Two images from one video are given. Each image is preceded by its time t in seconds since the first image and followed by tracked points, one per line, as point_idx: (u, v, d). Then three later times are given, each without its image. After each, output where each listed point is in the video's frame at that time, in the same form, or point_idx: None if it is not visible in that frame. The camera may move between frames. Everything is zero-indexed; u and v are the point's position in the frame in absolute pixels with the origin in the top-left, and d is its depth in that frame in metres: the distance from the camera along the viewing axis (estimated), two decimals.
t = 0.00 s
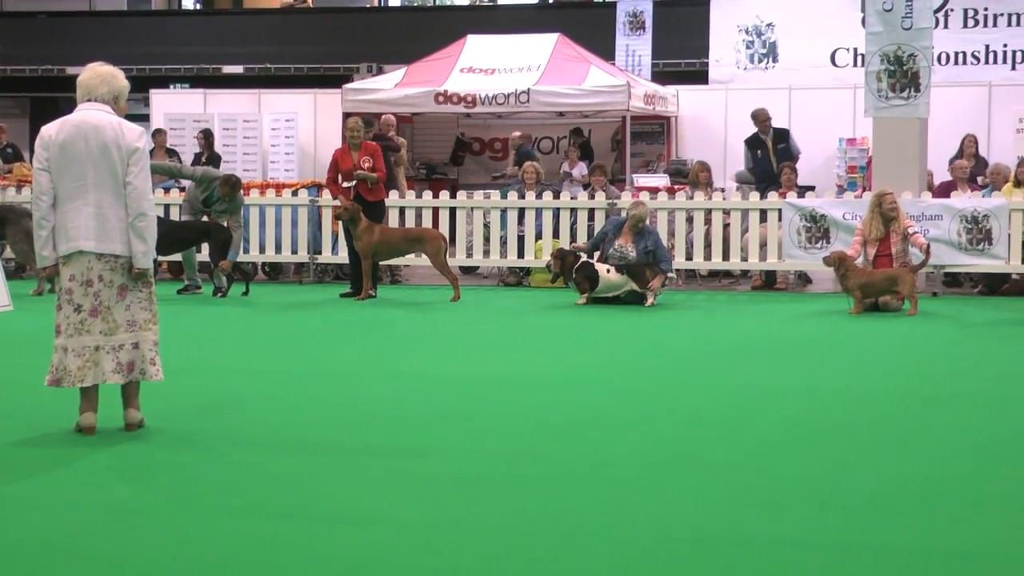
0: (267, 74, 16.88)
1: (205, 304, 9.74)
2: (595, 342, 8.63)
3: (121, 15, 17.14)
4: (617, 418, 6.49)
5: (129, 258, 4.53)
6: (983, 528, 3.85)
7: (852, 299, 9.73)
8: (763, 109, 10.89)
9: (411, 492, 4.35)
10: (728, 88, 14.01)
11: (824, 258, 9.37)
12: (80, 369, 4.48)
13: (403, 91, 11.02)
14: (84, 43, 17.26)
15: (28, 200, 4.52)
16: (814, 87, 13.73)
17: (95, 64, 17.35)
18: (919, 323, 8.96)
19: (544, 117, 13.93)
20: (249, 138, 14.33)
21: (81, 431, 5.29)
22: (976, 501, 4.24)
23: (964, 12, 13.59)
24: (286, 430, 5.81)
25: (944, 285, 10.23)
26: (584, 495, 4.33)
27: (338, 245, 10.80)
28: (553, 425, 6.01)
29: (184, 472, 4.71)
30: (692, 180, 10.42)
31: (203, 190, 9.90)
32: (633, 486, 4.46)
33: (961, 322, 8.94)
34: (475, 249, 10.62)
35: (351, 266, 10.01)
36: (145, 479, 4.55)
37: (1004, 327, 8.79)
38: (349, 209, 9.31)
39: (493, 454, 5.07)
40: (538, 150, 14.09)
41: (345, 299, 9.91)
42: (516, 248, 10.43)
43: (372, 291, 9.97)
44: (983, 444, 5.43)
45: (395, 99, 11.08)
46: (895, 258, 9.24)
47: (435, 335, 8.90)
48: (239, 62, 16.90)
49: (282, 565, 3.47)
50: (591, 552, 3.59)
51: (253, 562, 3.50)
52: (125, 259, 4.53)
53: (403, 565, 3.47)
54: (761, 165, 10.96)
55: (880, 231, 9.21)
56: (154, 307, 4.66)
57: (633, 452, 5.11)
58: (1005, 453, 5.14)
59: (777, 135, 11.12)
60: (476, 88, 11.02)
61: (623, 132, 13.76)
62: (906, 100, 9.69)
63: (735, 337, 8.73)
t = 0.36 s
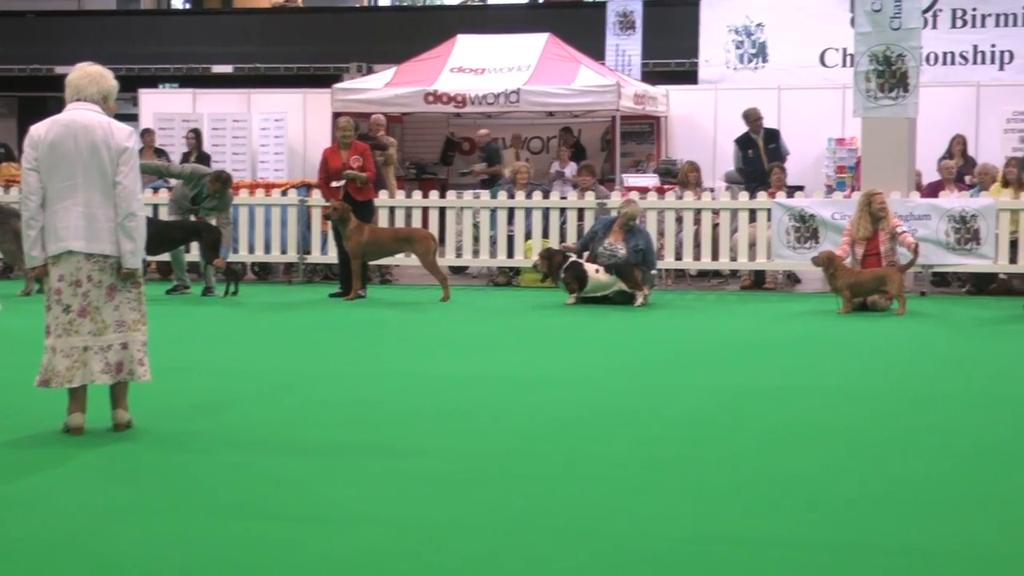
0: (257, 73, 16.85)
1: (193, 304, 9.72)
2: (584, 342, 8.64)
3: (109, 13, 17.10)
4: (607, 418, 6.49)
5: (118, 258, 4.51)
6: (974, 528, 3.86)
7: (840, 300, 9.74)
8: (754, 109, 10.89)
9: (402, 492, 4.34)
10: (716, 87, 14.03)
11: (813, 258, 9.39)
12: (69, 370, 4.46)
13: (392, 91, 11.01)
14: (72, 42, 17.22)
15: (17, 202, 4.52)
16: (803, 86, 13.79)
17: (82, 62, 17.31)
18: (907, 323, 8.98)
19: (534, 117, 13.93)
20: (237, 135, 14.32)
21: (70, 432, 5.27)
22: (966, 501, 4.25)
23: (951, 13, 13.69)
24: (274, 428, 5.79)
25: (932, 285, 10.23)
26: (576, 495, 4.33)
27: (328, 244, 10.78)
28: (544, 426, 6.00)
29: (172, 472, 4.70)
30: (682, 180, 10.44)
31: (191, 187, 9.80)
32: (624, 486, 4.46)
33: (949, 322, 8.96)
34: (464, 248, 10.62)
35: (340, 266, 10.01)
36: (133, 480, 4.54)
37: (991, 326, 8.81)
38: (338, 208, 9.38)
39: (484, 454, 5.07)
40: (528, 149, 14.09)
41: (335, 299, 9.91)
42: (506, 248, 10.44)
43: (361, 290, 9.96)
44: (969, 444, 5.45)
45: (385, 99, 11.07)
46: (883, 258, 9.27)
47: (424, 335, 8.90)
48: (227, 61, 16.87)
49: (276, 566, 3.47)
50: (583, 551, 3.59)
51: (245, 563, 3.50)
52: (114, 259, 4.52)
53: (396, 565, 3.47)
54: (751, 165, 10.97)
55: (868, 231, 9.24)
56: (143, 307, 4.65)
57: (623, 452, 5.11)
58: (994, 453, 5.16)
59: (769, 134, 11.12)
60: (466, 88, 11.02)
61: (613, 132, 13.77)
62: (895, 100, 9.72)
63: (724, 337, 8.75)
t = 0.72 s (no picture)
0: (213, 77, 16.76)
1: (145, 310, 9.65)
2: (537, 346, 8.65)
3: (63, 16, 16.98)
4: (556, 422, 6.51)
5: (68, 263, 4.48)
6: (924, 528, 3.90)
7: (791, 304, 9.80)
8: (704, 115, 10.92)
9: (349, 497, 4.33)
10: (670, 93, 14.06)
11: (765, 263, 9.44)
12: (19, 377, 4.42)
13: (346, 96, 11.00)
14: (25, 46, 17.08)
15: None
16: (755, 92, 13.87)
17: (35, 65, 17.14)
18: (859, 327, 9.04)
19: (488, 122, 13.93)
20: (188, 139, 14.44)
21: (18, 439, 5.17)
22: (915, 501, 4.29)
23: (901, 19, 13.81)
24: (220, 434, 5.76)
25: (882, 290, 10.24)
26: (529, 499, 4.33)
27: (280, 250, 10.75)
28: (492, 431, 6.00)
29: (117, 479, 4.66)
30: (636, 186, 10.48)
31: (142, 194, 9.73)
32: (577, 490, 4.47)
33: (900, 326, 9.03)
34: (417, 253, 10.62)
35: (292, 270, 9.99)
36: (78, 488, 4.50)
37: (940, 330, 8.89)
38: (290, 214, 9.33)
39: (432, 458, 5.06)
40: (481, 155, 14.07)
41: (287, 304, 9.88)
42: (460, 253, 10.46)
43: (314, 296, 9.95)
44: (910, 446, 5.51)
45: (338, 104, 11.06)
46: (834, 262, 9.33)
47: (378, 340, 8.88)
48: (179, 66, 16.78)
49: (227, 572, 3.45)
50: (531, 555, 3.60)
51: (202, 568, 3.48)
52: (65, 263, 4.49)
53: (352, 569, 3.46)
54: (702, 171, 11.01)
55: (820, 235, 9.28)
56: (94, 313, 4.62)
57: (573, 457, 5.11)
58: (937, 454, 5.22)
59: (720, 138, 11.17)
60: (420, 93, 11.01)
61: (566, 137, 13.77)
62: (845, 106, 9.77)
63: (676, 341, 8.78)
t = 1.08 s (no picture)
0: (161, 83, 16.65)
1: (84, 317, 9.57)
2: (480, 351, 8.65)
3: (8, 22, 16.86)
4: (495, 428, 6.51)
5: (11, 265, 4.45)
6: (854, 527, 3.93)
7: (733, 310, 9.85)
8: (643, 121, 10.95)
9: (284, 503, 4.30)
10: (612, 100, 14.09)
11: (707, 269, 9.48)
12: None
13: (288, 102, 10.96)
14: None
15: None
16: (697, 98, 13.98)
17: None
18: (800, 332, 9.10)
19: (432, 128, 13.96)
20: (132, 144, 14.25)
21: None
22: (850, 501, 4.32)
23: (841, 26, 13.95)
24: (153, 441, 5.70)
25: (822, 295, 10.31)
26: (465, 502, 4.32)
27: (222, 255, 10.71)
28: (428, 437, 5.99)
29: (47, 487, 4.59)
30: (578, 192, 10.50)
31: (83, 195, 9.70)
32: (512, 493, 4.46)
33: (841, 331, 9.10)
34: (360, 259, 10.61)
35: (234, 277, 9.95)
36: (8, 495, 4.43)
37: (880, 334, 8.96)
38: (232, 219, 9.29)
39: (368, 463, 5.04)
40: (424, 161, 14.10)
41: (229, 311, 9.84)
42: (402, 259, 10.45)
43: (256, 302, 9.91)
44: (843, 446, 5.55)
45: (280, 110, 11.02)
46: (776, 268, 9.38)
47: (322, 346, 8.85)
48: (125, 70, 16.66)
49: None
50: (465, 558, 3.58)
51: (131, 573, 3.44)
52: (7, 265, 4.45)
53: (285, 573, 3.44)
54: (642, 177, 11.04)
55: (761, 241, 9.33)
56: (34, 322, 4.56)
57: (508, 460, 5.10)
58: (869, 454, 5.27)
59: (658, 143, 11.21)
60: (363, 98, 10.99)
61: (509, 143, 13.80)
62: (786, 113, 9.84)
63: (618, 347, 8.79)
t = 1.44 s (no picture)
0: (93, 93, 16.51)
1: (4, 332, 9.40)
2: (404, 364, 8.59)
3: None
4: (411, 440, 6.45)
5: None
6: (755, 532, 3.91)
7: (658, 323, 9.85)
8: (567, 134, 10.97)
9: (181, 515, 4.21)
10: (538, 112, 14.18)
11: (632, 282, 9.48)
12: None
13: (213, 112, 10.87)
14: None
15: None
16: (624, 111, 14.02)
17: None
18: (726, 343, 9.11)
19: (357, 140, 13.98)
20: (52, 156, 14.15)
21: None
22: (754, 507, 4.31)
23: (766, 39, 14.03)
24: (57, 456, 5.58)
25: (748, 308, 10.35)
26: (368, 511, 4.26)
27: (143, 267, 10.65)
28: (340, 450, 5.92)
29: None
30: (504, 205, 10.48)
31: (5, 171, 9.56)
32: (417, 502, 4.40)
33: (766, 342, 9.12)
34: (285, 272, 10.53)
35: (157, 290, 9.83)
36: None
37: (803, 345, 9.00)
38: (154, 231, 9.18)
39: (272, 475, 4.96)
40: (350, 173, 14.10)
41: (151, 325, 9.72)
42: (327, 272, 10.39)
43: (178, 316, 9.79)
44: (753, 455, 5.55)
45: (205, 121, 10.92)
46: (702, 281, 9.40)
47: (246, 359, 8.75)
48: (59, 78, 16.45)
49: None
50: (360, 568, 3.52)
51: None
52: None
53: None
54: (569, 191, 11.05)
55: (686, 255, 9.34)
56: None
57: (416, 470, 5.04)
58: (778, 460, 5.27)
59: (583, 157, 11.22)
60: (290, 109, 10.92)
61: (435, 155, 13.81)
62: (712, 125, 9.91)
63: (544, 359, 8.76)
